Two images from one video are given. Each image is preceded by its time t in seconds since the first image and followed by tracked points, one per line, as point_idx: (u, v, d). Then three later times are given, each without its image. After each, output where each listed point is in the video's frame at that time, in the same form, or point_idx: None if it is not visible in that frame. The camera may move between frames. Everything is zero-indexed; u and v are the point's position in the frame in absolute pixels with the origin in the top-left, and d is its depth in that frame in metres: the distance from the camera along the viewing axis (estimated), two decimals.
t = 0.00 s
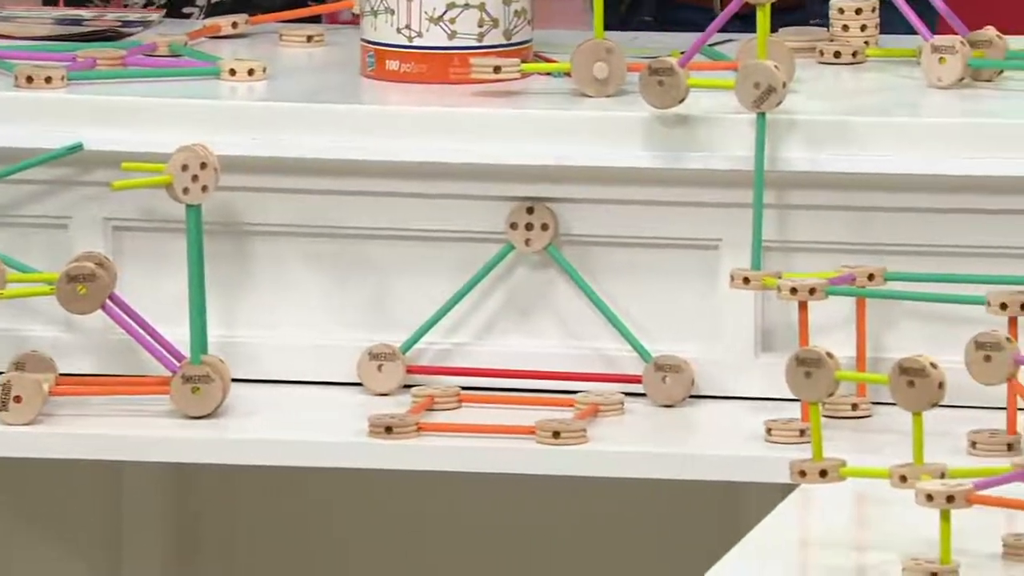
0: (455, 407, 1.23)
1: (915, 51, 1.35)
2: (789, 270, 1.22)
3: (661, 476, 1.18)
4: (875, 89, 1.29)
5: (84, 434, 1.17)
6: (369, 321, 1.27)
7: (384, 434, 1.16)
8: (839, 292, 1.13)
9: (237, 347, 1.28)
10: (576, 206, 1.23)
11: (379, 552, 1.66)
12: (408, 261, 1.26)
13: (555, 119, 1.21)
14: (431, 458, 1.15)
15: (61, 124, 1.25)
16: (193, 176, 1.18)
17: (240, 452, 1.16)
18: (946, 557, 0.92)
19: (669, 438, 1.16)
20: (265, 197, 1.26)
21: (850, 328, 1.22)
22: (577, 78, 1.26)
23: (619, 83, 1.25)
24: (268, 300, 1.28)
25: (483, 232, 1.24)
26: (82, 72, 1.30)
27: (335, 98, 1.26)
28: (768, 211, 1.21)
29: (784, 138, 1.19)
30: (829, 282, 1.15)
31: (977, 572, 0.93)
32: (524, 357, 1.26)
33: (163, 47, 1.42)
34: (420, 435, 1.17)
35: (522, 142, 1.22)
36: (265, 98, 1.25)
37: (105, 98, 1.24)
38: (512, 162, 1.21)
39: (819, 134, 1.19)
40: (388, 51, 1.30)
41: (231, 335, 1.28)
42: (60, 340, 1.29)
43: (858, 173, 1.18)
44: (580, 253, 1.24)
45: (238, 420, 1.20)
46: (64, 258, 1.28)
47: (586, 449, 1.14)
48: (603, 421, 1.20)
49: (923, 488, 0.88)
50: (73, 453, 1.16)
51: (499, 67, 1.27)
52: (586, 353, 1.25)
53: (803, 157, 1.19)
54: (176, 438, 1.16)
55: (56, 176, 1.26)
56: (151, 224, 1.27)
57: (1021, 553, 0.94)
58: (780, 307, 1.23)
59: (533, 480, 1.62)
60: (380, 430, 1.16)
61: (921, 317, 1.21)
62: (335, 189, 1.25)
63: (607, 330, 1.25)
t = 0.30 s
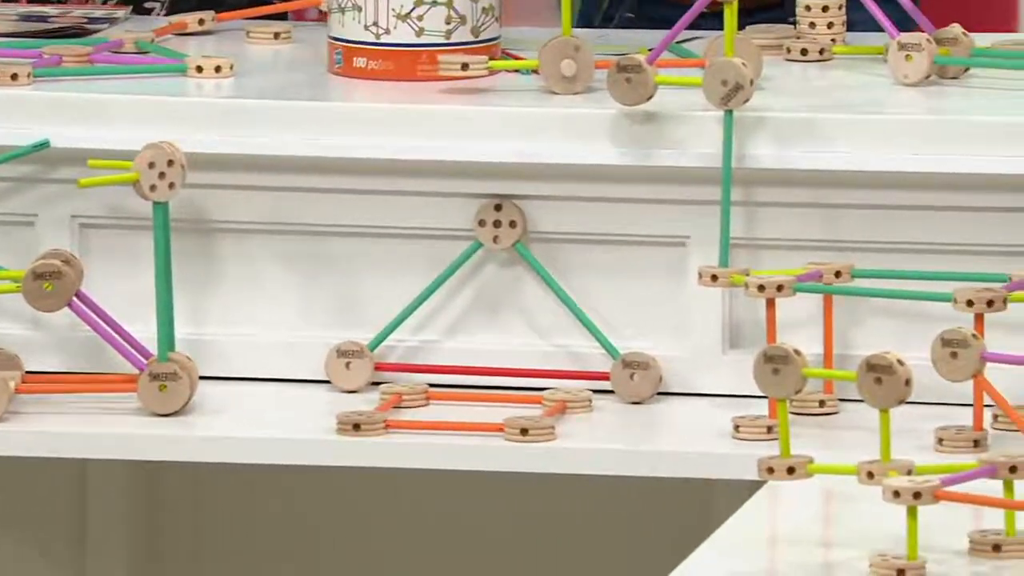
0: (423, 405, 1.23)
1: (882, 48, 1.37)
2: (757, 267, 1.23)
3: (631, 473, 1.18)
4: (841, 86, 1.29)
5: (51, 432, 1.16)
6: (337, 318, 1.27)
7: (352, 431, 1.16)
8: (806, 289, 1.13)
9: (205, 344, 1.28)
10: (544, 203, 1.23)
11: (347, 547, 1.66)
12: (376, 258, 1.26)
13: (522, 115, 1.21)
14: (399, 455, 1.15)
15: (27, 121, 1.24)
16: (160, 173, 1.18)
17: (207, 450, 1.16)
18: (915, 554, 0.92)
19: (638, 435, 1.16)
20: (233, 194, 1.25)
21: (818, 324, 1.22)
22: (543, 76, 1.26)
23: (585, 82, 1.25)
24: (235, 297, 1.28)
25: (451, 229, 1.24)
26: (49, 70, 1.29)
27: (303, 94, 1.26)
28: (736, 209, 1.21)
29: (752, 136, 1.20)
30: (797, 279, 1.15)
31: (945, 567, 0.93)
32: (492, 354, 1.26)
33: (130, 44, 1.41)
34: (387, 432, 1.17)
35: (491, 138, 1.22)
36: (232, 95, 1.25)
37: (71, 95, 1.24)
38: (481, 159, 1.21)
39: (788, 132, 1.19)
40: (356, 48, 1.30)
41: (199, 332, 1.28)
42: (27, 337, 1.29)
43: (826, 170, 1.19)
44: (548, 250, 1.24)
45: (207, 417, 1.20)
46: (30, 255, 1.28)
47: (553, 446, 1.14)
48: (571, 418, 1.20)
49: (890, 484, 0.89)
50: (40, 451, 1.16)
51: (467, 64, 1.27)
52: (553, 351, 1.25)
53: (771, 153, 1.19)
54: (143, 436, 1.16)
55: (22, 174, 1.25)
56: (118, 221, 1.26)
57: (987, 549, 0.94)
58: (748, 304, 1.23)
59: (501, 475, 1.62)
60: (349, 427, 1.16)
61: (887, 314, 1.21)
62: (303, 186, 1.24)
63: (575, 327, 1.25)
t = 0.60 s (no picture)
0: (390, 402, 1.22)
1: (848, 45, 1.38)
2: (725, 264, 1.23)
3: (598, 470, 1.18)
4: (807, 83, 1.29)
5: (17, 430, 1.16)
6: (304, 315, 1.27)
7: (319, 429, 1.16)
8: (774, 286, 1.14)
9: (171, 341, 1.28)
10: (511, 200, 1.23)
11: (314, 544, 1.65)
12: (343, 256, 1.26)
13: (489, 112, 1.21)
14: (367, 452, 1.15)
15: None
16: (126, 171, 1.17)
17: (173, 447, 1.16)
18: (881, 550, 0.91)
19: (606, 432, 1.16)
20: (199, 192, 1.25)
21: (784, 321, 1.22)
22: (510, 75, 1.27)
23: (553, 79, 1.25)
24: (202, 294, 1.28)
25: (418, 226, 1.24)
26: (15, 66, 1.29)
27: (270, 91, 1.26)
28: (703, 206, 1.22)
29: (719, 135, 1.20)
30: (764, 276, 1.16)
31: (910, 562, 0.92)
32: (459, 351, 1.26)
33: (95, 41, 1.41)
34: (355, 429, 1.17)
35: (459, 135, 1.22)
36: (199, 92, 1.25)
37: (36, 92, 1.24)
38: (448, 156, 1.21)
39: (755, 130, 1.19)
40: (321, 45, 1.30)
41: (166, 330, 1.28)
42: None
43: (793, 167, 1.19)
44: (515, 247, 1.24)
45: (173, 414, 1.20)
46: None
47: (520, 443, 1.14)
48: (538, 415, 1.20)
49: (857, 480, 0.89)
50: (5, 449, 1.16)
51: (433, 60, 1.26)
52: (520, 348, 1.25)
53: (738, 151, 1.19)
54: (109, 433, 1.16)
55: None
56: (84, 219, 1.26)
57: (954, 545, 0.93)
58: (714, 301, 1.23)
59: (466, 473, 1.61)
60: (316, 425, 1.16)
61: (853, 311, 1.22)
62: (269, 184, 1.25)
63: (542, 324, 1.25)
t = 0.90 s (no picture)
0: (357, 400, 1.22)
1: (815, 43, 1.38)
2: (692, 262, 1.23)
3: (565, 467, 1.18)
4: (773, 81, 1.30)
5: None
6: (271, 313, 1.27)
7: (286, 426, 1.16)
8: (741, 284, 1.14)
9: (138, 339, 1.28)
10: (478, 198, 1.23)
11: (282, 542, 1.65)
12: (310, 253, 1.26)
13: (456, 110, 1.21)
14: (334, 450, 1.15)
15: None
16: (92, 168, 1.17)
17: (139, 445, 1.16)
18: (848, 546, 0.91)
19: (574, 429, 1.16)
20: (165, 189, 1.25)
21: (751, 319, 1.23)
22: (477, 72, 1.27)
23: (521, 76, 1.25)
24: (169, 292, 1.27)
25: (385, 224, 1.24)
26: None
27: (237, 89, 1.25)
28: (669, 204, 1.22)
29: (686, 132, 1.20)
30: (730, 273, 1.16)
31: (877, 559, 0.92)
32: (427, 349, 1.26)
33: (61, 38, 1.41)
34: (323, 427, 1.17)
35: (426, 133, 1.22)
36: (165, 89, 1.25)
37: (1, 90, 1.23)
38: (414, 154, 1.21)
39: (722, 128, 1.19)
40: (288, 42, 1.30)
41: (132, 327, 1.28)
42: None
43: (759, 165, 1.19)
44: (481, 245, 1.24)
45: (139, 413, 1.20)
46: None
47: (488, 441, 1.14)
48: (505, 413, 1.20)
49: (823, 478, 0.89)
50: None
51: (400, 58, 1.26)
52: (487, 346, 1.25)
53: (705, 149, 1.19)
54: (75, 432, 1.16)
55: None
56: (49, 217, 1.26)
57: (919, 541, 0.93)
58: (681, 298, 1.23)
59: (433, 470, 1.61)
60: (284, 422, 1.16)
61: (819, 309, 1.22)
62: (235, 181, 1.24)
63: (510, 322, 1.25)
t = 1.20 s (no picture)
0: (325, 398, 1.22)
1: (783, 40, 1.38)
2: (659, 259, 1.23)
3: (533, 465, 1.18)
4: (742, 79, 1.30)
5: None
6: (239, 311, 1.27)
7: (254, 424, 1.15)
8: (708, 282, 1.14)
9: (105, 337, 1.28)
10: (446, 195, 1.23)
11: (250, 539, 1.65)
12: (278, 251, 1.26)
13: (424, 108, 1.21)
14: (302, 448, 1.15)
15: None
16: (58, 166, 1.16)
17: (106, 444, 1.15)
18: (816, 544, 0.91)
19: (542, 427, 1.17)
20: (133, 187, 1.25)
21: (719, 316, 1.23)
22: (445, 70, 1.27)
23: (490, 74, 1.25)
24: (137, 290, 1.27)
25: (353, 222, 1.24)
26: None
27: (203, 86, 1.25)
28: (638, 201, 1.22)
29: (654, 129, 1.20)
30: (699, 271, 1.16)
31: (844, 556, 0.93)
32: (395, 346, 1.26)
33: (28, 35, 1.40)
34: (290, 425, 1.17)
35: (393, 131, 1.21)
36: (132, 87, 1.25)
37: None
38: (382, 152, 1.21)
39: (689, 125, 1.20)
40: (257, 40, 1.29)
41: (100, 325, 1.28)
42: None
43: (727, 163, 1.19)
44: (449, 243, 1.25)
45: (107, 411, 1.19)
46: None
47: (456, 439, 1.14)
48: (474, 410, 1.20)
49: (790, 475, 0.89)
50: None
51: (368, 56, 1.27)
52: (455, 344, 1.25)
53: (672, 146, 1.20)
54: (42, 430, 1.15)
55: None
56: (16, 214, 1.25)
57: (886, 538, 0.93)
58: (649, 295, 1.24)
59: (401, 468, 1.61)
60: (252, 420, 1.16)
61: (787, 306, 1.22)
62: (203, 179, 1.24)
63: (478, 320, 1.25)
